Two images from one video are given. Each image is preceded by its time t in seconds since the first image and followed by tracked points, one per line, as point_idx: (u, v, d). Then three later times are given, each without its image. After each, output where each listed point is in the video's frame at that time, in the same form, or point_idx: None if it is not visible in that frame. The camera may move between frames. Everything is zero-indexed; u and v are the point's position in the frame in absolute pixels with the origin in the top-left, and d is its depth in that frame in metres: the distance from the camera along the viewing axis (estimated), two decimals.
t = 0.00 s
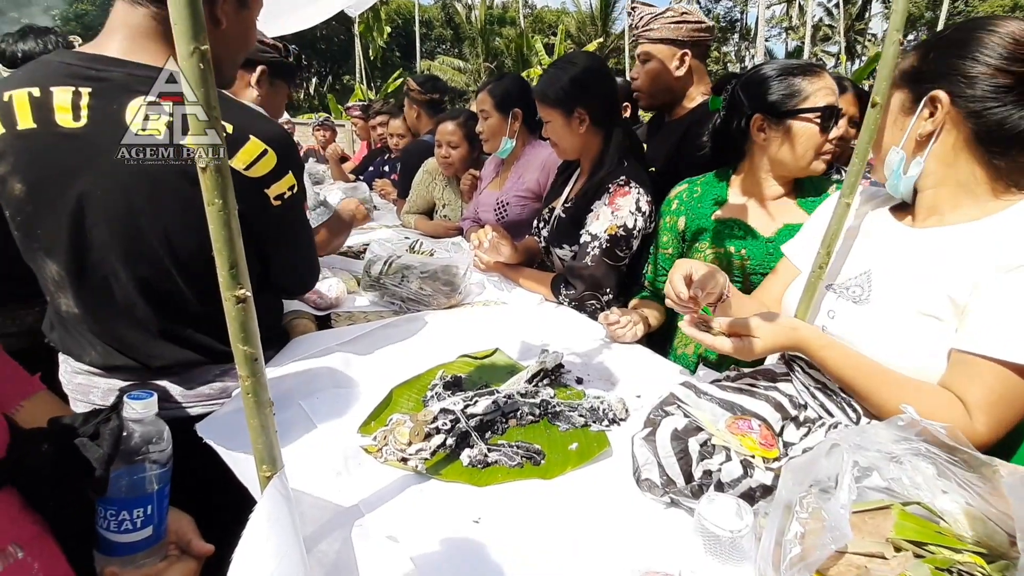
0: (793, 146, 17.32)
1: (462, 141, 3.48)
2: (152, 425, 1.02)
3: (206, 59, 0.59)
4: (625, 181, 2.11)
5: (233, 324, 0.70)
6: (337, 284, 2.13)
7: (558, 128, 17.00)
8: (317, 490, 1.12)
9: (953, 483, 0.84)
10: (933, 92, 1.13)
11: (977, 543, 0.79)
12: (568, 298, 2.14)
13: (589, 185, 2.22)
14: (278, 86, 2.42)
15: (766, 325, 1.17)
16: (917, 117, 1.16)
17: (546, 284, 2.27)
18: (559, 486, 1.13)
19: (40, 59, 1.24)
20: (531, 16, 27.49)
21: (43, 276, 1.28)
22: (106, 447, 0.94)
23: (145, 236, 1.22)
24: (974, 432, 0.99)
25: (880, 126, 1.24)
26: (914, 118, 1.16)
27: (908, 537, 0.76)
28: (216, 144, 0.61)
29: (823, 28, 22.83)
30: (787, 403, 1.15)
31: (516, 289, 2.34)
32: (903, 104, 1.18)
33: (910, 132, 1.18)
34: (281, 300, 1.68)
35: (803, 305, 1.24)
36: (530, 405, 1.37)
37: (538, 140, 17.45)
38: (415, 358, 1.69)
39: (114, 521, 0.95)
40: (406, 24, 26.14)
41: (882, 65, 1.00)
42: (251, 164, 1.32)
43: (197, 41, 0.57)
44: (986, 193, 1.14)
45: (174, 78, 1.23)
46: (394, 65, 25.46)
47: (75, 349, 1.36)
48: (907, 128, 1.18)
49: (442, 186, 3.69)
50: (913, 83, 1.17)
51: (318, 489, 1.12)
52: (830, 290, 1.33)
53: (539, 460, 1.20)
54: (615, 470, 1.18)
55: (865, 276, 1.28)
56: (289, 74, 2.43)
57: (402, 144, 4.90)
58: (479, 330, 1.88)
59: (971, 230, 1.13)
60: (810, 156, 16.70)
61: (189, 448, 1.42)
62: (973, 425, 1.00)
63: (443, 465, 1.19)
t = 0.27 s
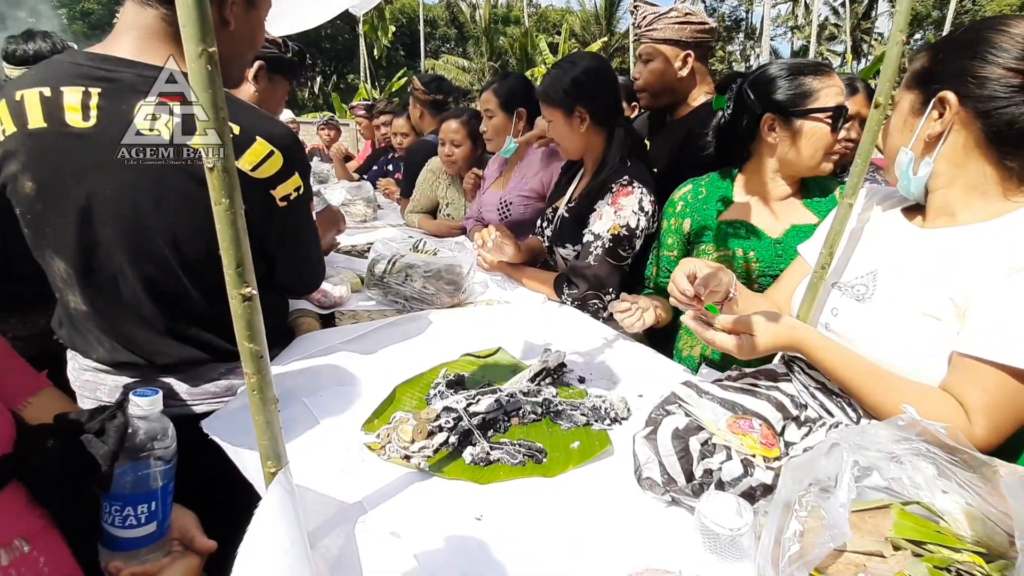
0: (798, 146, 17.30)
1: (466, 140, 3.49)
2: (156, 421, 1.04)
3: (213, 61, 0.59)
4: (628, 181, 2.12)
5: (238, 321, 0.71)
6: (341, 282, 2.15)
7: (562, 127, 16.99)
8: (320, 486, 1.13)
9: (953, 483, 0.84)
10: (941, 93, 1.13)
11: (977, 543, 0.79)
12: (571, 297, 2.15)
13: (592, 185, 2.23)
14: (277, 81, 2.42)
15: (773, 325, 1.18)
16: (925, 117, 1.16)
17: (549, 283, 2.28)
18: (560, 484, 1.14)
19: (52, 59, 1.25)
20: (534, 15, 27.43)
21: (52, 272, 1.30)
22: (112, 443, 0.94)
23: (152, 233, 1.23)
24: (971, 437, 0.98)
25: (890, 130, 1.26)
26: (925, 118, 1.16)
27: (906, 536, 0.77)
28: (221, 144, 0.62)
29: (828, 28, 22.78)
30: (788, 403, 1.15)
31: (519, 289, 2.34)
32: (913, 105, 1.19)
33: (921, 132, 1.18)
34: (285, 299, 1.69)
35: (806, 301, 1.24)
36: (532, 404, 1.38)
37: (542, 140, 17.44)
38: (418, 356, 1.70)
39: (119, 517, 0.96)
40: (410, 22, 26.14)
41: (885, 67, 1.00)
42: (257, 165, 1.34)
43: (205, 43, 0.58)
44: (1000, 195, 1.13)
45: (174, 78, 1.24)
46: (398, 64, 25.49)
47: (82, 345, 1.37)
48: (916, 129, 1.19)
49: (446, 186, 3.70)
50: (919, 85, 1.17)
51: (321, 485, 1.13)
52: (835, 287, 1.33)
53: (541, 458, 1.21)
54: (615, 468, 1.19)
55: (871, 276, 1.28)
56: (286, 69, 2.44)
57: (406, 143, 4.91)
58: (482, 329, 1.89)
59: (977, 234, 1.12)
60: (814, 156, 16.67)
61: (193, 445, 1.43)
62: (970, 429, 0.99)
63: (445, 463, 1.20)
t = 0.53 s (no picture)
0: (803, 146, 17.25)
1: (470, 140, 3.49)
2: (160, 421, 1.03)
3: (216, 66, 0.60)
4: (630, 182, 2.12)
5: (240, 322, 0.72)
6: (344, 282, 2.16)
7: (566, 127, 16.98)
8: (321, 486, 1.14)
9: (952, 486, 0.85)
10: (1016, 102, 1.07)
11: (974, 545, 0.78)
12: (573, 298, 2.16)
13: (595, 185, 2.23)
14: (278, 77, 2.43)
15: (772, 330, 1.16)
16: (997, 125, 1.08)
17: (551, 284, 2.28)
18: (561, 485, 1.14)
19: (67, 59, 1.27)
20: (539, 15, 27.42)
21: (60, 270, 1.31)
22: (115, 443, 0.95)
23: (160, 233, 1.24)
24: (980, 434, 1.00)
25: (936, 138, 1.12)
26: (991, 130, 1.09)
27: (905, 539, 0.77)
28: (222, 143, 0.63)
29: (834, 28, 22.71)
30: (789, 404, 1.14)
31: (521, 289, 2.35)
32: (975, 112, 1.08)
33: (983, 144, 1.10)
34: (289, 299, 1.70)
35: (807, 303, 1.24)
36: (533, 405, 1.38)
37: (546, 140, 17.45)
38: (420, 357, 1.70)
39: (122, 516, 0.97)
40: (414, 22, 26.15)
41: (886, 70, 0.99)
42: (268, 167, 1.35)
43: (206, 48, 0.59)
44: (1014, 200, 1.15)
45: (174, 77, 1.23)
46: (402, 63, 25.51)
47: (89, 344, 1.38)
48: (981, 139, 1.10)
49: (449, 186, 3.71)
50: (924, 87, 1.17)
51: (322, 485, 1.14)
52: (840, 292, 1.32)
53: (541, 459, 1.22)
54: (616, 469, 1.19)
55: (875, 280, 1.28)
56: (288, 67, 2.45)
57: (409, 142, 4.92)
58: (485, 329, 1.90)
59: (981, 237, 1.15)
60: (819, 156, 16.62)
61: (197, 443, 1.44)
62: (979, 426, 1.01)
63: (445, 464, 1.21)
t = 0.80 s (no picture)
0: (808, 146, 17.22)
1: (473, 140, 3.50)
2: (162, 422, 1.04)
3: (219, 70, 0.61)
4: (633, 183, 2.12)
5: (242, 325, 0.72)
6: (348, 283, 2.17)
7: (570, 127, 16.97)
8: (322, 486, 1.14)
9: (953, 490, 0.85)
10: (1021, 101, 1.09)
11: (976, 551, 0.78)
12: (575, 299, 2.17)
13: (598, 187, 2.23)
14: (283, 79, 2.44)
15: (773, 334, 1.16)
16: (1004, 125, 1.11)
17: (554, 285, 2.29)
18: (562, 486, 1.15)
19: (77, 62, 1.28)
20: (543, 15, 27.40)
21: (68, 272, 1.32)
22: (118, 444, 0.95)
23: (167, 235, 1.24)
24: (994, 426, 1.03)
25: (947, 133, 1.11)
26: (999, 127, 1.11)
27: (906, 544, 0.77)
28: (223, 143, 0.63)
29: (839, 27, 22.67)
30: (791, 407, 1.13)
31: (524, 290, 2.35)
32: (987, 109, 1.09)
33: (993, 141, 1.12)
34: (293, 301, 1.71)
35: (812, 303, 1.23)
36: (535, 406, 1.39)
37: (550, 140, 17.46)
38: (423, 357, 1.71)
39: (125, 515, 0.98)
40: (419, 21, 26.16)
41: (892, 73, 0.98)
42: (275, 169, 1.36)
43: (210, 53, 0.59)
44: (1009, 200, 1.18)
45: (174, 77, 1.25)
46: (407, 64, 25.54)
47: (96, 344, 1.39)
48: (990, 137, 1.12)
49: (452, 186, 3.72)
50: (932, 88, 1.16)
51: (324, 485, 1.14)
52: (841, 296, 1.30)
53: (543, 460, 1.22)
54: (618, 471, 1.19)
55: (875, 282, 1.27)
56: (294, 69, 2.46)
57: (412, 143, 4.92)
58: (487, 330, 1.90)
59: (982, 234, 1.15)
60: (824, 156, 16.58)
61: (202, 443, 1.45)
62: (992, 418, 1.03)
63: (448, 464, 1.21)
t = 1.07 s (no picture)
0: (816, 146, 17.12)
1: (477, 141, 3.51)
2: (163, 424, 1.05)
3: (217, 77, 0.61)
4: (636, 185, 2.11)
5: (242, 331, 0.73)
6: (351, 285, 2.18)
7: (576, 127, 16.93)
8: (321, 488, 1.14)
9: (952, 495, 0.85)
10: (1004, 96, 1.11)
11: (974, 557, 0.79)
12: (577, 301, 2.15)
13: (600, 189, 2.23)
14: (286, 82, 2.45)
15: (784, 347, 1.12)
16: (991, 120, 1.12)
17: (557, 286, 2.29)
18: (561, 489, 1.15)
19: (81, 66, 1.30)
20: (549, 14, 27.37)
21: (73, 275, 1.34)
22: (121, 445, 0.97)
23: (171, 238, 1.25)
24: (1006, 422, 1.02)
25: (937, 130, 1.11)
26: (987, 122, 1.12)
27: (903, 550, 0.77)
28: (221, 145, 0.63)
29: (848, 26, 22.52)
30: (791, 410, 1.13)
31: (527, 291, 2.35)
32: (972, 105, 1.10)
33: (981, 136, 1.13)
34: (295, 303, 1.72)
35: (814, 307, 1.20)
36: (536, 408, 1.39)
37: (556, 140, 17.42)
38: (425, 359, 1.71)
39: (127, 516, 0.99)
40: (425, 22, 26.19)
41: (895, 77, 0.97)
42: (274, 170, 1.36)
43: (207, 60, 0.60)
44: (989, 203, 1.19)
45: (174, 78, 1.27)
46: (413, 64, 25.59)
47: (101, 346, 1.41)
48: (978, 132, 1.12)
49: (456, 187, 3.72)
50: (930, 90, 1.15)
51: (325, 487, 1.15)
52: (844, 305, 1.26)
53: (542, 463, 1.22)
54: (617, 474, 1.19)
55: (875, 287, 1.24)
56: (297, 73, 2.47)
57: (416, 143, 4.93)
58: (490, 331, 1.90)
59: (980, 233, 1.17)
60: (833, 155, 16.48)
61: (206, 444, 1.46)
62: (1003, 415, 1.03)
63: (448, 466, 1.22)
